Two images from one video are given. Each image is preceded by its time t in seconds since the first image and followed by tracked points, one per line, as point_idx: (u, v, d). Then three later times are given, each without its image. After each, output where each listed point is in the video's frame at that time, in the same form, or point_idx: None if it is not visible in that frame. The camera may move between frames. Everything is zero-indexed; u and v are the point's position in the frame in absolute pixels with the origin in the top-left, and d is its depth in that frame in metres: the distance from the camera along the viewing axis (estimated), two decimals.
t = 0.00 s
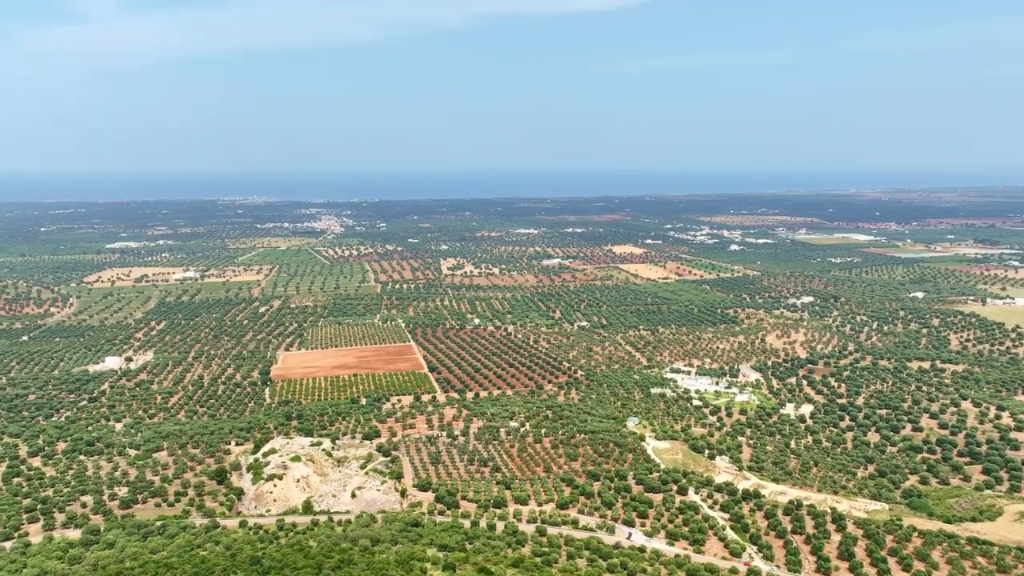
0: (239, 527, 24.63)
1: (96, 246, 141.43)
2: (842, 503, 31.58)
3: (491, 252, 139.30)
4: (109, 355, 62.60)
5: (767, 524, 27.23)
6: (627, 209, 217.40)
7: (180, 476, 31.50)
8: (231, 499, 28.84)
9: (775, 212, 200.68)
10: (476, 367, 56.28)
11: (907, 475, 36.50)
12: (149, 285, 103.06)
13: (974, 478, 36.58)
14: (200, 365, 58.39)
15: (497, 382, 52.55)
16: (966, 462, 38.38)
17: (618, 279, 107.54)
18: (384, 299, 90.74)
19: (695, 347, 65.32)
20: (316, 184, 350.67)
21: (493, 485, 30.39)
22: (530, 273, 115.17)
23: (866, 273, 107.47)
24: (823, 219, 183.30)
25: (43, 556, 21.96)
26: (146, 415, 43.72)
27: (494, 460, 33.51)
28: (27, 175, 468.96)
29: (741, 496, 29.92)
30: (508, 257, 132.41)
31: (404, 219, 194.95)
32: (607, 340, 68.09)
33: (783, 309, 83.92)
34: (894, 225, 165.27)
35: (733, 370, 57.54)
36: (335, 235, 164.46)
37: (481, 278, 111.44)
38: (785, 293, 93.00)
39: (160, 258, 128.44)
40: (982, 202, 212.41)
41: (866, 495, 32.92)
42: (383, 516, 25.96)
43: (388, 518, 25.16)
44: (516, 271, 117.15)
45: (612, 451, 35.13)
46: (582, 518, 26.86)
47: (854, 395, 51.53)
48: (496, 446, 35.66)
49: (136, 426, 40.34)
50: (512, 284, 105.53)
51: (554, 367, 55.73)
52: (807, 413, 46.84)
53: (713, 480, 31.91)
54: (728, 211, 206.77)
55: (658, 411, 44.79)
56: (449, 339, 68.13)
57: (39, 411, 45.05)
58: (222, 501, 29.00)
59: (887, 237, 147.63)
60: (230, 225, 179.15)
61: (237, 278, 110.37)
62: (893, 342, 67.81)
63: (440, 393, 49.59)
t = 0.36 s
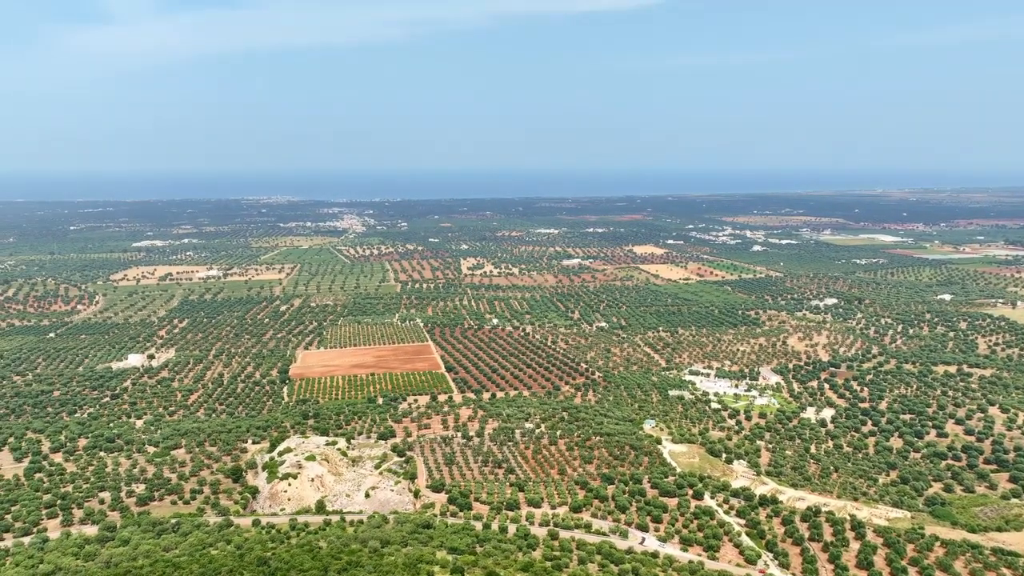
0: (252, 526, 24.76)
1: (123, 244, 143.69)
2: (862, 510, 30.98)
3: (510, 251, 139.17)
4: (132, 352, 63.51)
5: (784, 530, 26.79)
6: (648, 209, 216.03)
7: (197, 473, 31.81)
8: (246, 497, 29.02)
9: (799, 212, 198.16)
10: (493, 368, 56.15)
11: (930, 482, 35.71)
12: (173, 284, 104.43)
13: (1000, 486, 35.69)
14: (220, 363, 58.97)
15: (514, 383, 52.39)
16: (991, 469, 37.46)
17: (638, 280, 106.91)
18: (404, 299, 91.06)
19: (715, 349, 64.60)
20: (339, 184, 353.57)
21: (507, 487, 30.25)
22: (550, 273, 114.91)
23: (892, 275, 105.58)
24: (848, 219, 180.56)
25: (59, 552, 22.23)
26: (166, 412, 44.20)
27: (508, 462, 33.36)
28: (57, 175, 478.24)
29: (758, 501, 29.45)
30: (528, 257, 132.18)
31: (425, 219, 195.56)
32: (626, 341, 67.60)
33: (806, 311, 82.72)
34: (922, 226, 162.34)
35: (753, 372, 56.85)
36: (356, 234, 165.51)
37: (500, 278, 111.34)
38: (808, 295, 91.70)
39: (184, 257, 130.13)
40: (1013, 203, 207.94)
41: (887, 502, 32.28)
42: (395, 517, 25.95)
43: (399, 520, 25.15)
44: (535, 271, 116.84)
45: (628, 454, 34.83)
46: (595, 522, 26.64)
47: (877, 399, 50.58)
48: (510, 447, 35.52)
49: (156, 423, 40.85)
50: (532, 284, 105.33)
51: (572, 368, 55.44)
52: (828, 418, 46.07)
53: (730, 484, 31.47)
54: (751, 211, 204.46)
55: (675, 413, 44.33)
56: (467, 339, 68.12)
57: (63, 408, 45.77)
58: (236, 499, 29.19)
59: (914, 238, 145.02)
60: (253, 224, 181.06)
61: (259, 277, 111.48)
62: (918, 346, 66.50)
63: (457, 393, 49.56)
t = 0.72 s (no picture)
0: (264, 525, 24.87)
1: (147, 242, 145.87)
2: (881, 518, 30.38)
3: (529, 251, 138.95)
4: (153, 350, 64.29)
5: (799, 538, 26.35)
6: (669, 209, 214.54)
7: (212, 472, 32.05)
8: (259, 496, 29.20)
9: (823, 212, 195.64)
10: (509, 369, 56.05)
11: (953, 489, 34.95)
12: (195, 282, 105.68)
13: None
14: (239, 361, 59.53)
15: (530, 384, 52.24)
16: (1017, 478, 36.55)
17: (658, 281, 106.16)
18: (422, 299, 91.21)
19: (735, 352, 63.87)
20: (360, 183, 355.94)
21: (519, 489, 30.10)
22: (569, 273, 114.47)
23: (917, 277, 103.74)
24: (873, 220, 177.85)
25: (72, 549, 22.45)
26: (184, 410, 44.70)
27: (521, 464, 33.21)
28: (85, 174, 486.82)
29: (774, 507, 29.01)
30: (547, 257, 131.84)
31: (444, 218, 195.93)
32: (643, 342, 67.09)
33: (827, 313, 81.55)
34: (949, 227, 159.39)
35: (773, 375, 56.12)
36: (376, 234, 166.26)
37: (518, 278, 111.14)
38: (830, 297, 90.40)
39: (206, 255, 131.53)
40: None
41: (907, 509, 31.62)
42: (406, 519, 25.92)
43: (410, 521, 25.12)
44: (554, 271, 116.52)
45: (642, 457, 34.50)
46: (607, 527, 26.40)
47: (900, 404, 49.65)
48: (524, 449, 35.36)
49: (174, 421, 41.28)
50: (550, 284, 105.03)
51: (588, 370, 55.13)
52: (848, 422, 45.32)
53: (745, 490, 31.04)
54: (773, 211, 202.10)
55: (692, 416, 43.87)
56: (484, 339, 68.07)
57: (84, 404, 46.47)
58: (250, 498, 29.37)
59: (941, 239, 142.41)
60: (274, 224, 182.73)
61: (280, 276, 112.35)
62: (943, 350, 65.21)
63: (472, 394, 49.52)
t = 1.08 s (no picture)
0: (274, 525, 24.97)
1: (168, 241, 147.54)
2: (899, 525, 29.82)
3: (546, 251, 138.64)
4: (171, 348, 64.90)
5: (814, 544, 25.94)
6: (687, 209, 213.00)
7: (225, 470, 32.25)
8: (271, 496, 29.34)
9: (845, 212, 193.28)
10: (524, 369, 55.89)
11: (974, 496, 34.22)
12: (214, 281, 106.62)
13: None
14: (256, 360, 59.96)
15: (544, 385, 52.05)
16: None
17: (675, 281, 105.40)
18: (438, 298, 91.30)
19: (752, 354, 63.17)
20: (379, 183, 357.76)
21: (530, 491, 29.93)
22: (586, 273, 113.97)
23: (940, 278, 101.99)
24: (896, 220, 175.23)
25: (85, 546, 22.66)
26: (200, 408, 45.06)
27: (533, 466, 33.04)
28: (109, 174, 493.76)
29: (788, 513, 28.58)
30: (564, 257, 131.45)
31: (462, 218, 196.12)
32: (659, 344, 66.60)
33: (848, 315, 80.40)
34: (974, 228, 156.50)
35: (790, 378, 55.41)
36: (394, 233, 166.84)
37: (535, 278, 110.87)
38: (851, 298, 89.13)
39: (226, 254, 132.70)
40: None
41: (926, 515, 31.01)
42: (416, 520, 25.90)
43: (419, 522, 25.07)
44: (571, 271, 116.10)
45: (656, 460, 34.15)
46: (617, 530, 26.17)
47: (921, 409, 48.75)
48: (536, 451, 35.17)
49: (190, 419, 41.64)
50: (566, 284, 104.66)
51: (603, 371, 54.81)
52: (867, 427, 44.57)
53: (760, 494, 30.62)
54: (794, 211, 199.83)
55: (707, 419, 43.40)
56: (499, 339, 67.96)
57: (103, 402, 47.03)
58: (261, 497, 29.54)
59: (965, 240, 139.89)
60: (293, 223, 184.07)
61: (298, 275, 113.04)
62: (966, 353, 64.01)
63: (486, 394, 49.45)
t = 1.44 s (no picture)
0: (285, 525, 25.09)
1: (191, 240, 149.27)
2: (918, 533, 29.23)
3: (565, 251, 138.24)
4: (191, 346, 65.59)
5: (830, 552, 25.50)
6: (708, 209, 211.26)
7: (240, 469, 32.47)
8: (283, 495, 29.52)
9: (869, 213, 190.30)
10: (540, 370, 55.73)
11: (998, 504, 33.45)
12: (235, 280, 107.62)
13: None
14: (274, 359, 60.36)
15: (560, 386, 51.86)
16: None
17: (695, 282, 104.54)
18: (456, 298, 91.37)
19: (772, 356, 62.37)
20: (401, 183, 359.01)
21: (543, 493, 29.74)
22: (605, 274, 113.40)
23: (966, 281, 99.98)
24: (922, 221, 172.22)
25: (99, 543, 22.90)
26: (218, 406, 45.48)
27: (546, 468, 32.84)
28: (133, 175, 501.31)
29: (804, 519, 28.12)
30: (583, 257, 130.98)
31: (481, 218, 196.19)
32: (677, 345, 66.05)
33: (870, 317, 79.12)
34: (1003, 229, 153.21)
35: (810, 381, 54.63)
36: (413, 232, 167.34)
37: (553, 278, 110.53)
38: (874, 301, 87.68)
39: (248, 253, 133.95)
40: None
41: (948, 523, 30.37)
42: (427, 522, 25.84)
43: (431, 524, 25.03)
44: (590, 271, 115.56)
45: (670, 464, 33.81)
46: (630, 534, 25.93)
47: (944, 414, 47.77)
48: (549, 453, 34.97)
49: (207, 417, 42.04)
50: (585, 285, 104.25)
51: (619, 373, 54.44)
52: (889, 432, 43.77)
53: (776, 499, 30.16)
54: (817, 212, 197.18)
55: (723, 422, 42.90)
56: (515, 340, 67.85)
57: (123, 399, 47.64)
58: (275, 496, 29.73)
59: (993, 241, 137.07)
60: (314, 223, 185.41)
61: (317, 274, 113.73)
62: (992, 357, 62.64)
63: (501, 395, 49.35)
